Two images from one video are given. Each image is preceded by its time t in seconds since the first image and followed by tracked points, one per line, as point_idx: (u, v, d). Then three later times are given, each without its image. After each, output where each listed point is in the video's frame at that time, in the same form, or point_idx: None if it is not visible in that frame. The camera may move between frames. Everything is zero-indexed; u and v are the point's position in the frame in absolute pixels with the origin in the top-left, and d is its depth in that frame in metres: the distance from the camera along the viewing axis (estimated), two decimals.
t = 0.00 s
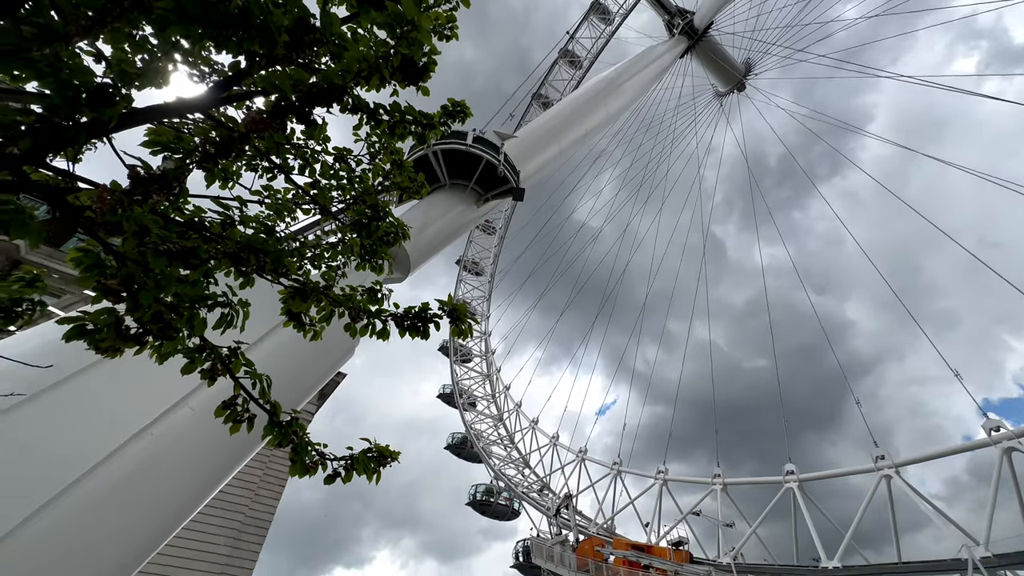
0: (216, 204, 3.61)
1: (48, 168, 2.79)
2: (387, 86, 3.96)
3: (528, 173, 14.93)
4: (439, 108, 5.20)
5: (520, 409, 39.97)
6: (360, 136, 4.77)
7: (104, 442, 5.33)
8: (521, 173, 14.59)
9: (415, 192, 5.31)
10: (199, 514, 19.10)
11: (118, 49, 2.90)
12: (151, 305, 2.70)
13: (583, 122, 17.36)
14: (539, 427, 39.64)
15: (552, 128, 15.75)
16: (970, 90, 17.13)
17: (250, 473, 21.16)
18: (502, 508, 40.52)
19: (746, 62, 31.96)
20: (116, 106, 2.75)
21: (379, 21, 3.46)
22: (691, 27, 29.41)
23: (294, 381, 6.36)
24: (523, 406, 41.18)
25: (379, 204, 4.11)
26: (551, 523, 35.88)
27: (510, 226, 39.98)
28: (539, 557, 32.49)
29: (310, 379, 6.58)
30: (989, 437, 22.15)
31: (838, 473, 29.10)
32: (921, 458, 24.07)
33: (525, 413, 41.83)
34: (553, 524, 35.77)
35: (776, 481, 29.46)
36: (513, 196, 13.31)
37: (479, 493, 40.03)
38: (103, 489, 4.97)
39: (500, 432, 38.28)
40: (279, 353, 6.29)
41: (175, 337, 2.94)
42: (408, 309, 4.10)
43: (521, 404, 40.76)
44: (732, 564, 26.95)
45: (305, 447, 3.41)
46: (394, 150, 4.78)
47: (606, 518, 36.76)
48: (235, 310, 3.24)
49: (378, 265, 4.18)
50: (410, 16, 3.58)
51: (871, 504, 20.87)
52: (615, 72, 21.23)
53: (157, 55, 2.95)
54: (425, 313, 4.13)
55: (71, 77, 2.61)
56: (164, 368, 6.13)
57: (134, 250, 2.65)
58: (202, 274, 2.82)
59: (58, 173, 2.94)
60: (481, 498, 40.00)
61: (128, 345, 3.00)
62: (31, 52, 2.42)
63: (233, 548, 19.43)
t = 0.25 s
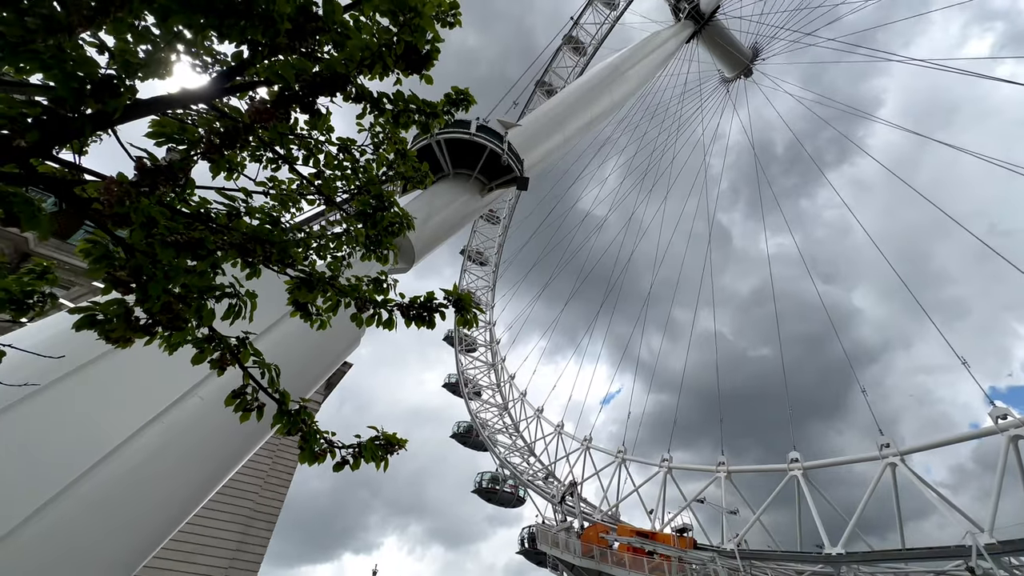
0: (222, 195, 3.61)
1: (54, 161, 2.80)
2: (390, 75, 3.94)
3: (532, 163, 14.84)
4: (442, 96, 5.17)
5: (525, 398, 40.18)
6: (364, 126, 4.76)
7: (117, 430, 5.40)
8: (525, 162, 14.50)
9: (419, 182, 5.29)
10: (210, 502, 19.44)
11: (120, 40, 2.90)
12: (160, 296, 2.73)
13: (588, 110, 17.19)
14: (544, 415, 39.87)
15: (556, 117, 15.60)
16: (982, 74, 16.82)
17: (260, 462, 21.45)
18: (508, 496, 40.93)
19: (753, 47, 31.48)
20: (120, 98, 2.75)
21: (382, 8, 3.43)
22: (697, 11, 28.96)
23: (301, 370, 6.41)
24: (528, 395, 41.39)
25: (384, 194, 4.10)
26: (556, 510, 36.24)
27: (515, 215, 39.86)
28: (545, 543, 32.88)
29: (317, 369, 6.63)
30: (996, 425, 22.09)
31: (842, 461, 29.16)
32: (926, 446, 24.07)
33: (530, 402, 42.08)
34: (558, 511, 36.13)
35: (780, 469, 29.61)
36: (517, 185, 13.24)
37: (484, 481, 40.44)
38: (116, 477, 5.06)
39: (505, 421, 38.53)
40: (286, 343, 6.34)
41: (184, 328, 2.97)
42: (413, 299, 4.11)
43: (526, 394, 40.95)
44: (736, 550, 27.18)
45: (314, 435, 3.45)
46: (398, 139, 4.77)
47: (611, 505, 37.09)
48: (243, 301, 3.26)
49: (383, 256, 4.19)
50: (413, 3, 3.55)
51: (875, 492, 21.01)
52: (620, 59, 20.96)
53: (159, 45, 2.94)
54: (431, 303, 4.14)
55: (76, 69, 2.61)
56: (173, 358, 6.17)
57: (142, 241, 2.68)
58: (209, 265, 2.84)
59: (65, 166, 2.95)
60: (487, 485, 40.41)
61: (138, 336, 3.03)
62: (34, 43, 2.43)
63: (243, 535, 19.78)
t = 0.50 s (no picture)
0: (221, 181, 3.60)
1: (52, 145, 2.79)
2: (389, 60, 3.90)
3: (533, 150, 14.75)
4: (442, 81, 5.12)
5: (525, 386, 40.39)
6: (363, 112, 4.72)
7: (119, 416, 5.44)
8: (526, 150, 14.40)
9: (419, 169, 5.26)
10: (213, 486, 19.67)
11: (117, 23, 2.87)
12: (160, 282, 2.73)
13: (590, 97, 17.04)
14: (544, 403, 40.11)
15: (558, 103, 15.47)
16: (988, 61, 16.63)
17: (262, 447, 21.64)
18: (507, 482, 41.35)
19: (758, 33, 31.09)
20: (117, 82, 2.74)
21: None
22: None
23: (301, 357, 6.42)
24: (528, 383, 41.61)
25: (383, 181, 4.08)
26: (555, 496, 36.64)
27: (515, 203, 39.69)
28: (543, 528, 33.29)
29: (317, 356, 6.66)
30: (992, 415, 22.22)
31: (839, 450, 29.38)
32: (923, 435, 24.25)
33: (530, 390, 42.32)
34: (557, 497, 36.53)
35: (777, 457, 29.88)
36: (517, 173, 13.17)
37: (484, 467, 40.83)
38: (119, 462, 5.13)
39: (505, 409, 38.78)
40: (286, 330, 6.36)
41: (185, 314, 2.98)
42: (413, 287, 4.11)
43: (526, 381, 41.16)
44: (732, 536, 27.53)
45: (314, 421, 3.47)
46: (397, 125, 4.73)
47: (609, 492, 37.47)
48: (243, 287, 3.26)
49: (383, 243, 4.19)
50: None
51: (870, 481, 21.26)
52: (623, 45, 20.71)
53: (156, 29, 2.91)
54: (430, 291, 4.14)
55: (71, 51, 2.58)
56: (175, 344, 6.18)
57: (142, 227, 2.68)
58: (209, 252, 2.84)
59: (63, 151, 2.94)
60: (487, 472, 40.80)
61: (139, 322, 3.04)
62: (30, 25, 2.41)
63: (246, 520, 20.04)
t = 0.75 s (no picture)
0: (213, 163, 3.56)
1: (41, 123, 2.75)
2: (384, 41, 3.85)
3: (532, 136, 14.64)
4: (439, 65, 5.05)
5: (520, 373, 40.60)
6: (358, 95, 4.67)
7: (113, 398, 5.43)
8: (524, 136, 14.29)
9: (415, 154, 5.22)
10: (208, 469, 19.78)
11: None
12: (152, 263, 2.72)
13: (590, 83, 16.88)
14: (538, 391, 40.35)
15: (557, 89, 15.32)
16: (988, 55, 16.60)
17: (257, 430, 21.72)
18: (500, 468, 41.76)
19: (760, 22, 30.80)
20: (106, 59, 2.69)
21: None
22: None
23: (295, 341, 6.41)
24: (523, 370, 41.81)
25: (378, 164, 4.05)
26: (547, 482, 37.06)
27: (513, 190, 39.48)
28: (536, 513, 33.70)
29: (311, 340, 6.65)
30: (978, 408, 22.58)
31: (827, 440, 29.84)
32: (910, 426, 24.62)
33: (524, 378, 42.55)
34: (549, 483, 36.95)
35: (767, 446, 30.31)
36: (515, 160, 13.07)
37: (478, 453, 41.15)
38: (112, 444, 5.14)
39: (499, 396, 39.02)
40: (280, 314, 6.33)
41: (177, 296, 2.97)
42: (406, 272, 4.10)
43: (521, 369, 41.37)
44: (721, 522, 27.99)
45: (307, 404, 3.49)
46: (393, 109, 4.68)
47: (601, 478, 37.92)
48: (235, 270, 3.25)
49: (377, 228, 4.18)
50: None
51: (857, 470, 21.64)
52: (624, 31, 20.46)
53: (146, 5, 2.86)
54: (424, 276, 4.13)
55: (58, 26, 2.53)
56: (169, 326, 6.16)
57: (132, 207, 2.66)
58: (201, 233, 2.82)
59: (52, 129, 2.90)
60: (481, 457, 41.14)
61: (131, 303, 3.03)
62: None
63: (240, 504, 20.18)
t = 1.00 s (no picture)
0: (200, 140, 3.50)
1: (22, 95, 2.69)
2: (376, 20, 3.78)
3: (528, 121, 14.51)
4: (432, 46, 4.98)
5: (511, 360, 40.80)
6: (349, 75, 4.59)
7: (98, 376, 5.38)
8: (520, 121, 14.15)
9: (406, 137, 5.17)
10: (197, 449, 19.77)
11: None
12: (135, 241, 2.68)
13: (588, 69, 16.71)
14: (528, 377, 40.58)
15: (555, 74, 15.16)
16: (984, 53, 16.65)
17: (246, 411, 21.70)
18: (489, 453, 42.15)
19: (761, 12, 30.58)
20: (88, 30, 2.62)
21: None
22: None
23: (283, 323, 6.37)
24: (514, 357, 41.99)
25: (369, 147, 4.00)
26: (536, 467, 37.50)
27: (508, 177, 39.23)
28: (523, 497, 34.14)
29: (299, 323, 6.59)
30: (957, 402, 23.13)
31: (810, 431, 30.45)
32: (891, 419, 25.18)
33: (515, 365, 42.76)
34: (537, 469, 37.40)
35: (751, 436, 30.88)
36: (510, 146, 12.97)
37: (467, 438, 41.45)
38: (98, 422, 5.12)
39: (490, 382, 39.22)
40: (268, 295, 6.29)
41: (162, 274, 2.94)
42: (395, 256, 4.09)
43: (512, 355, 41.57)
44: (704, 509, 28.56)
45: (292, 385, 3.49)
46: (385, 90, 4.62)
47: (588, 465, 38.40)
48: (220, 250, 3.21)
49: (367, 211, 4.15)
50: None
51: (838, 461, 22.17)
52: (625, 16, 20.22)
53: None
54: (412, 260, 4.12)
55: None
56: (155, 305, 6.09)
57: (115, 183, 2.62)
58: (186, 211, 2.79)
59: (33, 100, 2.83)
60: (470, 442, 41.47)
61: (114, 281, 3.00)
62: None
63: (228, 485, 20.25)
